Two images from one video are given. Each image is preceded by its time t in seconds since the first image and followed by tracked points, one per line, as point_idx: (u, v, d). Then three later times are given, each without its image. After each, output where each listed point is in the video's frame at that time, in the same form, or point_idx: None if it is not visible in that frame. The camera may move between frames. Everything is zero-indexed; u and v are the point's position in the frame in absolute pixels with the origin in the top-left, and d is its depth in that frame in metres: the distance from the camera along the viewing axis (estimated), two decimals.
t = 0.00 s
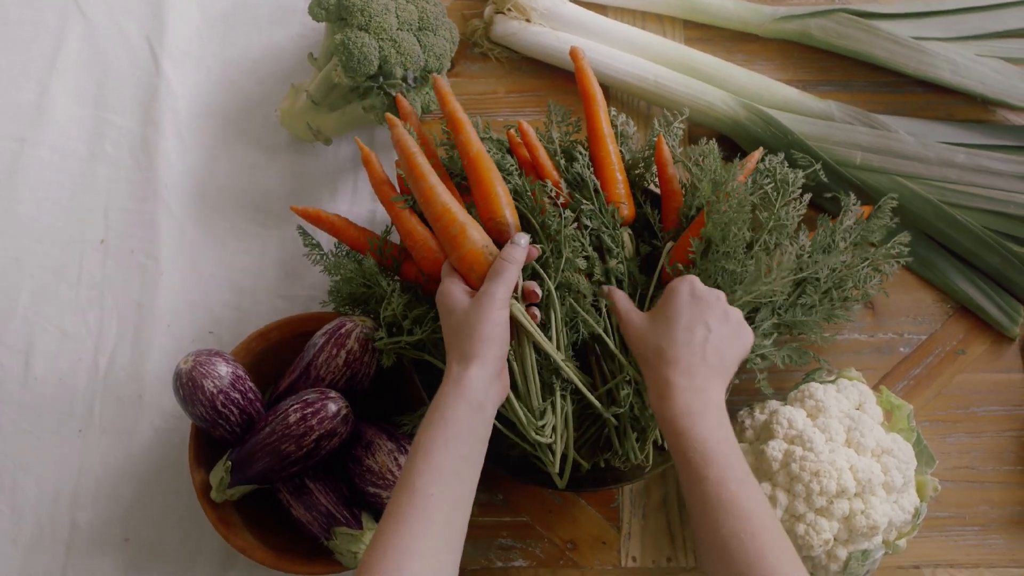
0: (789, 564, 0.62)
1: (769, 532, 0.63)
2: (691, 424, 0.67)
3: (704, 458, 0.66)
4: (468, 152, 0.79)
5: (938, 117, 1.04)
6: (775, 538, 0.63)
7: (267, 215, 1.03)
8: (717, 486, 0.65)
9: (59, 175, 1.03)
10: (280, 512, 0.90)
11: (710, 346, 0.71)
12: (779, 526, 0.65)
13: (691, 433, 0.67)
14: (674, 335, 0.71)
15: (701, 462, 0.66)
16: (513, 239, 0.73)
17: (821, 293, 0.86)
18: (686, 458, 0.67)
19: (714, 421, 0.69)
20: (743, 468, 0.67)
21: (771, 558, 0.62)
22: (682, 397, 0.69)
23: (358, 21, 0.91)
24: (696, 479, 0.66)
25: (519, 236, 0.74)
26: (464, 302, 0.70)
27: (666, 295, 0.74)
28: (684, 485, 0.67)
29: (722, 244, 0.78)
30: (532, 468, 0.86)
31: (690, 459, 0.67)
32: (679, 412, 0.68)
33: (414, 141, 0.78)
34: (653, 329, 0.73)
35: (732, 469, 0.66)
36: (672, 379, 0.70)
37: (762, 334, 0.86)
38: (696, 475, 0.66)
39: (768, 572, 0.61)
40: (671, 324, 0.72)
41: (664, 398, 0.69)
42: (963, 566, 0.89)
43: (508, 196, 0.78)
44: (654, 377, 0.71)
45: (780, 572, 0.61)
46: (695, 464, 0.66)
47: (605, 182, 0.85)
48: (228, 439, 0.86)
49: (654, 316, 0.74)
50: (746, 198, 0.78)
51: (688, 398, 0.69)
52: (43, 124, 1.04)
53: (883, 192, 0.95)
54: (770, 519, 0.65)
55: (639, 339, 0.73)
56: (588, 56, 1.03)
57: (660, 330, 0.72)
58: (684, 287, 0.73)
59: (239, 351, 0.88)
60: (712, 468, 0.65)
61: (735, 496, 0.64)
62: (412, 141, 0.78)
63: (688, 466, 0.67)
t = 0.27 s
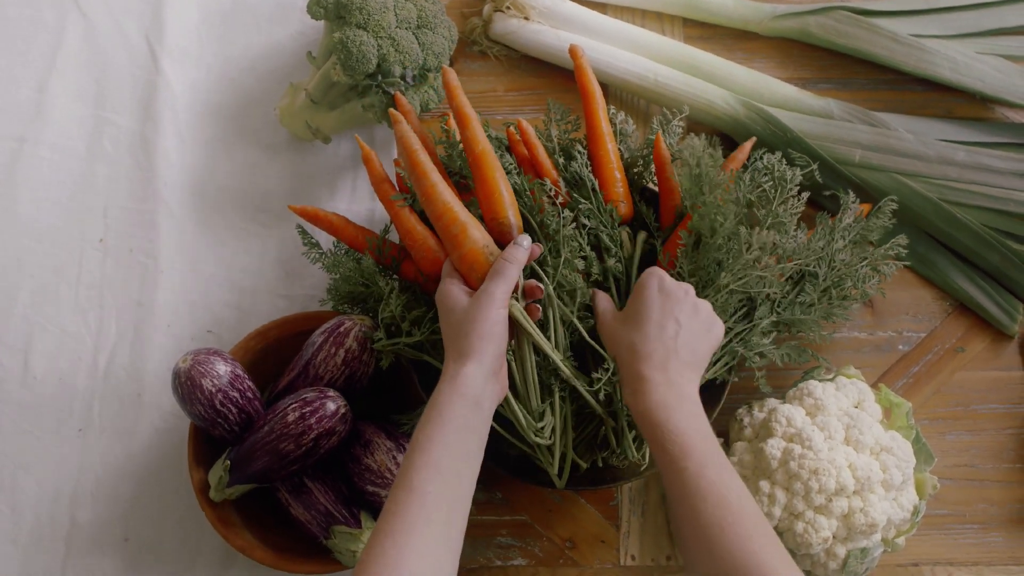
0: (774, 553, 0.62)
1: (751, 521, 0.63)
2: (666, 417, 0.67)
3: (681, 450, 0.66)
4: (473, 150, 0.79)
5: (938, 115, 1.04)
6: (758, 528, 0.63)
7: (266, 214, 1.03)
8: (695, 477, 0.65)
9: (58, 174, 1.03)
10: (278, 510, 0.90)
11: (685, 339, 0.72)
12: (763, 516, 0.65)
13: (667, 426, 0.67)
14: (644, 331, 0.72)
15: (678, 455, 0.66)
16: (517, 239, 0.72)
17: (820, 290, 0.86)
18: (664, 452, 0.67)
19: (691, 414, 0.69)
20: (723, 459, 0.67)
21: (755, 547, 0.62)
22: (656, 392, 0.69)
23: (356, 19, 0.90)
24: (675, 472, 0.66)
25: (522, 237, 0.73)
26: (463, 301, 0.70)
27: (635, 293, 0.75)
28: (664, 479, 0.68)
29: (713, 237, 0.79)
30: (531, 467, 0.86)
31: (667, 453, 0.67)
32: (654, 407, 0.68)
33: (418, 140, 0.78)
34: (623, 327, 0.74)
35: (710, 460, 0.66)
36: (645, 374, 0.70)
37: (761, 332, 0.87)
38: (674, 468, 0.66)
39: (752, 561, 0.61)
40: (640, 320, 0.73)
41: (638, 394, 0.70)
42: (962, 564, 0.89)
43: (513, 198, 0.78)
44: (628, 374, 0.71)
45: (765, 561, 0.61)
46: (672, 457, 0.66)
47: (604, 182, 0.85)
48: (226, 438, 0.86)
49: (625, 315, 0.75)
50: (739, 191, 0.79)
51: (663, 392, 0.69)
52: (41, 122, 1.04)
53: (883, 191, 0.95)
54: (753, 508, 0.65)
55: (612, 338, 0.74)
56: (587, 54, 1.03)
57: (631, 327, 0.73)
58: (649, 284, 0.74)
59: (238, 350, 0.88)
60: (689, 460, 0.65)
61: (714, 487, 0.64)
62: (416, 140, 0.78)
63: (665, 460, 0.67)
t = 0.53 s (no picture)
0: (766, 546, 0.63)
1: (743, 515, 0.64)
2: (658, 412, 0.68)
3: (674, 444, 0.67)
4: (466, 159, 0.79)
5: (936, 114, 1.04)
6: (750, 521, 0.64)
7: (263, 214, 1.03)
8: (689, 472, 0.65)
9: (56, 173, 1.03)
10: (276, 510, 0.90)
11: (675, 336, 0.72)
12: (754, 510, 0.65)
13: (660, 421, 0.67)
14: (636, 326, 0.72)
15: (671, 449, 0.66)
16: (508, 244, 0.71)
17: (817, 290, 0.86)
18: (658, 447, 0.67)
19: (682, 408, 0.69)
20: (714, 453, 0.68)
21: (748, 541, 0.62)
22: (649, 386, 0.69)
23: (353, 19, 0.90)
24: (668, 465, 0.66)
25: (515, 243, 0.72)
26: (454, 306, 0.70)
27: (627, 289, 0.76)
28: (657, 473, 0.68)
29: (712, 238, 0.79)
30: (528, 467, 0.86)
31: (660, 447, 0.67)
32: (647, 401, 0.68)
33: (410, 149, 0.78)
34: (615, 323, 0.74)
35: (702, 454, 0.67)
36: (637, 369, 0.70)
37: (759, 332, 0.87)
38: (667, 462, 0.66)
39: (745, 554, 0.61)
40: (632, 316, 0.73)
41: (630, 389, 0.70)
42: (960, 563, 0.89)
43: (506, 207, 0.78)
44: (620, 369, 0.71)
45: (757, 553, 0.62)
46: (666, 451, 0.67)
47: (601, 182, 0.85)
48: (224, 438, 0.86)
49: (618, 311, 0.75)
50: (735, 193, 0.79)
51: (655, 387, 0.69)
52: (39, 122, 1.04)
53: (881, 191, 0.95)
54: (745, 502, 0.65)
55: (604, 334, 0.75)
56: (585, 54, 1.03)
57: (623, 322, 0.73)
58: (641, 281, 0.75)
59: (236, 349, 0.88)
60: (682, 454, 0.66)
61: (707, 481, 0.65)
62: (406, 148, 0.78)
63: (659, 454, 0.67)
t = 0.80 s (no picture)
0: (772, 540, 0.62)
1: (748, 509, 0.63)
2: (664, 404, 0.67)
3: (679, 437, 0.66)
4: (463, 159, 0.79)
5: (932, 111, 1.04)
6: (755, 516, 0.63)
7: (261, 213, 1.02)
8: (695, 464, 0.64)
9: (53, 173, 1.03)
10: (274, 509, 0.90)
11: (676, 330, 0.72)
12: (758, 505, 0.64)
13: (666, 413, 0.67)
14: (638, 318, 0.71)
15: (677, 441, 0.66)
16: (504, 247, 0.71)
17: (815, 288, 0.86)
18: (663, 439, 0.67)
19: (687, 403, 0.69)
20: (718, 448, 0.67)
21: (754, 534, 0.61)
22: (655, 377, 0.68)
23: (350, 18, 0.90)
24: (673, 457, 0.66)
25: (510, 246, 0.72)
26: (448, 310, 0.70)
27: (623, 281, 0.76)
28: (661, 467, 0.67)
29: (711, 236, 0.79)
30: (526, 466, 0.87)
31: (665, 439, 0.66)
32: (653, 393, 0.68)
33: (404, 150, 0.78)
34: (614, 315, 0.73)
35: (707, 448, 0.66)
36: (642, 360, 0.69)
37: (756, 330, 0.87)
38: (673, 455, 0.66)
39: (752, 548, 0.60)
40: (631, 309, 0.72)
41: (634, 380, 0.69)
42: (958, 560, 0.89)
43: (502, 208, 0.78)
44: (622, 361, 0.70)
45: (764, 548, 0.61)
46: (671, 444, 0.66)
47: (599, 181, 0.84)
48: (221, 437, 0.86)
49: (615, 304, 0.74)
50: (733, 190, 0.79)
51: (660, 379, 0.68)
52: (36, 121, 1.04)
53: (878, 188, 0.96)
54: (750, 497, 0.64)
55: (602, 327, 0.74)
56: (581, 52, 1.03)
57: (622, 315, 0.73)
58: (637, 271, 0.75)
59: (233, 348, 0.88)
60: (688, 447, 0.65)
61: (713, 474, 0.64)
62: (400, 149, 0.78)
63: (664, 447, 0.66)
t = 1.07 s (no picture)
0: (759, 529, 0.62)
1: (736, 499, 0.63)
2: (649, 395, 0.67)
3: (665, 428, 0.66)
4: (458, 161, 0.79)
5: (930, 111, 1.04)
6: (746, 511, 0.63)
7: (258, 214, 1.02)
8: (681, 455, 0.64)
9: (51, 174, 1.03)
10: (272, 510, 0.90)
11: (657, 324, 0.72)
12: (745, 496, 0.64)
13: (650, 403, 0.67)
14: (621, 309, 0.71)
15: (663, 432, 0.65)
16: (500, 253, 0.72)
17: (812, 288, 0.87)
18: (648, 431, 0.66)
19: (672, 394, 0.68)
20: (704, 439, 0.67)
21: (742, 524, 0.61)
22: (639, 369, 0.68)
23: (347, 19, 0.90)
24: (659, 448, 0.65)
25: (505, 251, 0.73)
26: (443, 314, 0.70)
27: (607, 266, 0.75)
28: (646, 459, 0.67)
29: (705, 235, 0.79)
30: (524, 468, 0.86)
31: (650, 430, 0.66)
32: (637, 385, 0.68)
33: (397, 152, 0.78)
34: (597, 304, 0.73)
35: (693, 438, 0.66)
36: (626, 352, 0.69)
37: (754, 331, 0.87)
38: (658, 446, 0.65)
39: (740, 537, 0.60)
40: (617, 300, 0.72)
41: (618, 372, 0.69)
42: (956, 561, 0.89)
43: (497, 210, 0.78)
44: (606, 353, 0.70)
45: (759, 545, 0.60)
46: (656, 435, 0.66)
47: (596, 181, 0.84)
48: (219, 440, 0.86)
49: (598, 292, 0.74)
50: (730, 191, 0.79)
51: (643, 371, 0.68)
52: (33, 122, 1.04)
53: (876, 189, 0.96)
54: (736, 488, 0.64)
55: (585, 317, 0.73)
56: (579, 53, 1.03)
57: (606, 304, 0.72)
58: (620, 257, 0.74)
59: (230, 350, 0.88)
60: (674, 437, 0.65)
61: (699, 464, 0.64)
62: (394, 152, 0.78)
63: (649, 438, 0.66)
